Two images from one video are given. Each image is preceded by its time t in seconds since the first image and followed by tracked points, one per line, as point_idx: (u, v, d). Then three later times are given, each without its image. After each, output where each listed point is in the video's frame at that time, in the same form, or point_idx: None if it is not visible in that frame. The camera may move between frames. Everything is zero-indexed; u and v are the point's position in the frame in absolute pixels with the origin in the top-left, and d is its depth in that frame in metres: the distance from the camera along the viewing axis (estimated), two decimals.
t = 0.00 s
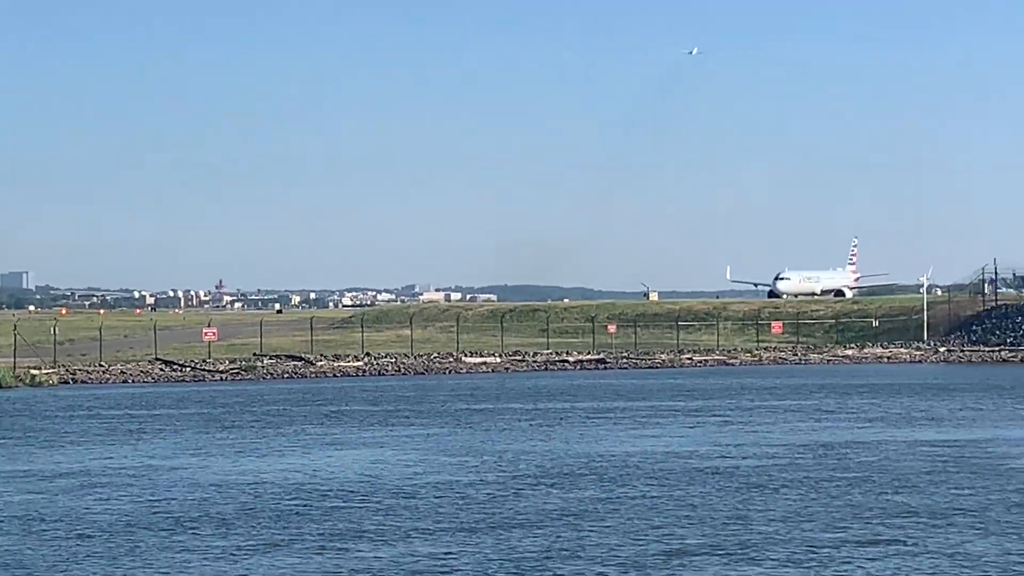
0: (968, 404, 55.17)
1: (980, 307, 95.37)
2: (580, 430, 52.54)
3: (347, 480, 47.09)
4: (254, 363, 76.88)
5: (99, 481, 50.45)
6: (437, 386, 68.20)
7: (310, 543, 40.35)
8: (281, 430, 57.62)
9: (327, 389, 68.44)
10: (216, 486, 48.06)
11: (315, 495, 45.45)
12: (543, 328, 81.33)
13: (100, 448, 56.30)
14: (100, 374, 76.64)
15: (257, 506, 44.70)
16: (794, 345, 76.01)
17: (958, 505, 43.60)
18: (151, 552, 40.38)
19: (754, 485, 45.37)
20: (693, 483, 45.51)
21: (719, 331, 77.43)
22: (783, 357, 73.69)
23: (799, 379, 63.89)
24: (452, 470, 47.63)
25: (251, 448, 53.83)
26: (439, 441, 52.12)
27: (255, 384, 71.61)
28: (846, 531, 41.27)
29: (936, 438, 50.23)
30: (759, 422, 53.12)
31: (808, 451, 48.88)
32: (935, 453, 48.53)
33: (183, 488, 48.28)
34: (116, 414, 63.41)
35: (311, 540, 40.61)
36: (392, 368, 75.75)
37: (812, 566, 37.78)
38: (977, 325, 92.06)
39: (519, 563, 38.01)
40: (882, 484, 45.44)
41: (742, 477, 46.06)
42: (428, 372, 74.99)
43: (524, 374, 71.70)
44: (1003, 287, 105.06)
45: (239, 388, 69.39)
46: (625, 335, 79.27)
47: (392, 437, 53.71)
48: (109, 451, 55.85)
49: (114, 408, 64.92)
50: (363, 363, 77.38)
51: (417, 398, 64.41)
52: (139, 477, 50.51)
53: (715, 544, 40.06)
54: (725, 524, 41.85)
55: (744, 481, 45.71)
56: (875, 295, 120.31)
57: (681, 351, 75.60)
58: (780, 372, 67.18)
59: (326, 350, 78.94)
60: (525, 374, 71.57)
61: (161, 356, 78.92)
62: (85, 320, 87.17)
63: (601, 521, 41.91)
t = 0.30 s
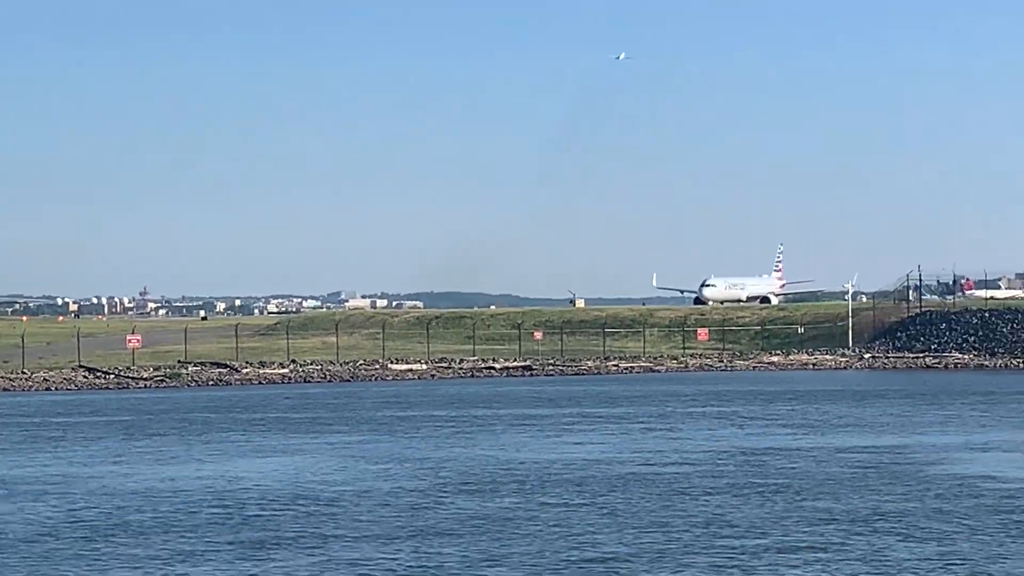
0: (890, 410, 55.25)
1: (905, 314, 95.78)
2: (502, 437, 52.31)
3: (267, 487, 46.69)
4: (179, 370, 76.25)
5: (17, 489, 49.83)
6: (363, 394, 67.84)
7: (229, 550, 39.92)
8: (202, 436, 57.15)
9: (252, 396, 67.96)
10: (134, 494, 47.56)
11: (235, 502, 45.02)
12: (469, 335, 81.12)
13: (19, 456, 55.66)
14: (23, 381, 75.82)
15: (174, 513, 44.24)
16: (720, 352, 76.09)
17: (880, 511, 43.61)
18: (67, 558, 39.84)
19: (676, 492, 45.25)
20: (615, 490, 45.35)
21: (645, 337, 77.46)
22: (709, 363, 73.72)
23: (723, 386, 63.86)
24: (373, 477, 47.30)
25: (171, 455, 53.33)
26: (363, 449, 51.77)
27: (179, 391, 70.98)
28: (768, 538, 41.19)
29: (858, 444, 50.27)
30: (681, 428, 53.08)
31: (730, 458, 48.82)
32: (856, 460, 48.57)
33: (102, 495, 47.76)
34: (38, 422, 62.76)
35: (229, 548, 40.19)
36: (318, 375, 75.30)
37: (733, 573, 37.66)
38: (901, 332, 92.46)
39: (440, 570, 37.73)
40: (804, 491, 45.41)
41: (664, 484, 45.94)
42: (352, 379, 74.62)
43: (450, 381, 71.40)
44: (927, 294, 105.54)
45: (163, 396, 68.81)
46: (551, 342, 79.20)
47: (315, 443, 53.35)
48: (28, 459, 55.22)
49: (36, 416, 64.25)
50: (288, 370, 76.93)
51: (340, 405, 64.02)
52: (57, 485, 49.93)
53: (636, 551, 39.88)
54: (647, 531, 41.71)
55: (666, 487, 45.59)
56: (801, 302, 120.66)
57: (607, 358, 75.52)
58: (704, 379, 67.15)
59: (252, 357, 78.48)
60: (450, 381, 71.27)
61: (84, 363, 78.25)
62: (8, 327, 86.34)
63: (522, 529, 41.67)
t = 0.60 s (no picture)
0: (830, 410, 55.49)
1: (847, 315, 96.22)
2: (443, 439, 52.34)
3: (206, 490, 46.55)
4: (122, 373, 75.94)
5: None
6: (307, 396, 67.74)
7: (166, 554, 39.78)
8: (143, 439, 56.98)
9: (195, 399, 67.75)
10: (72, 497, 47.35)
11: (173, 506, 44.86)
12: (414, 337, 81.12)
13: None
14: None
15: (112, 516, 44.06)
16: (664, 352, 76.33)
17: (818, 512, 43.76)
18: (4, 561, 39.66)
19: (616, 493, 45.31)
20: (555, 491, 45.39)
21: (589, 338, 77.63)
22: (652, 364, 73.88)
23: (665, 387, 64.00)
24: (313, 480, 47.22)
25: (110, 458, 53.14)
26: (304, 451, 51.69)
27: (122, 393, 70.71)
28: (706, 539, 41.28)
29: (798, 445, 50.46)
30: (622, 429, 53.21)
31: (670, 459, 48.93)
32: (795, 460, 48.73)
33: (41, 497, 47.54)
34: None
35: (168, 551, 40.08)
36: (262, 378, 75.13)
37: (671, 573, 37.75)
38: (843, 332, 92.91)
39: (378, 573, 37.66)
40: (743, 492, 45.53)
41: (604, 485, 45.99)
42: (296, 382, 74.53)
43: (395, 383, 71.39)
44: (870, 294, 106.06)
45: (106, 399, 68.53)
46: (495, 343, 79.29)
47: (256, 446, 53.26)
48: None
49: None
50: (232, 372, 76.74)
51: (282, 408, 63.90)
52: None
53: (575, 552, 39.93)
54: (586, 533, 41.74)
55: (606, 488, 45.64)
56: (746, 303, 121.07)
57: (551, 359, 75.61)
58: (646, 380, 67.29)
59: (195, 359, 78.25)
60: (395, 383, 71.26)
61: (26, 366, 77.91)
62: None
63: (461, 531, 41.66)
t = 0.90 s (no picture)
0: (790, 406, 55.47)
1: (809, 310, 96.39)
2: (402, 437, 52.19)
3: (163, 489, 46.29)
4: (84, 372, 75.51)
5: None
6: (270, 393, 67.48)
7: (122, 553, 39.51)
8: (102, 437, 56.67)
9: (157, 397, 67.44)
10: (30, 496, 47.03)
11: (130, 505, 44.60)
12: (376, 335, 80.97)
13: None
14: None
15: (68, 515, 43.78)
16: (626, 349, 76.31)
17: (778, 508, 43.71)
18: None
19: (575, 490, 45.21)
20: (515, 489, 45.27)
21: (551, 335, 77.58)
22: (615, 361, 73.84)
23: (627, 384, 63.96)
24: (271, 478, 47.02)
25: (66, 456, 52.85)
26: (263, 449, 51.48)
27: (84, 392, 70.34)
28: (666, 535, 41.16)
29: (758, 440, 50.41)
30: (581, 426, 53.14)
31: (629, 456, 48.85)
32: (754, 455, 48.70)
33: None
34: None
35: (127, 550, 39.82)
36: (224, 376, 74.81)
37: (630, 570, 37.64)
38: (805, 327, 93.09)
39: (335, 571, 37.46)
40: (702, 487, 45.46)
41: (563, 482, 45.88)
42: (259, 380, 74.22)
43: (358, 380, 71.19)
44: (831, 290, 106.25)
45: (67, 397, 68.17)
46: (457, 340, 79.19)
47: (215, 444, 53.03)
48: None
49: None
50: (194, 370, 76.42)
51: (242, 406, 63.65)
52: None
53: (534, 549, 39.80)
54: (544, 530, 41.62)
55: (565, 485, 45.53)
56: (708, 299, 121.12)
57: (514, 356, 75.51)
58: (607, 376, 67.24)
59: (157, 358, 77.88)
60: (358, 380, 71.08)
61: None
62: None
63: (420, 529, 41.49)
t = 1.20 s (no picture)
0: (763, 399, 55.50)
1: (785, 303, 96.52)
2: (375, 431, 52.21)
3: (134, 485, 46.24)
4: (59, 367, 75.39)
5: None
6: (245, 388, 67.44)
7: (93, 550, 39.38)
8: (76, 432, 56.64)
9: (132, 393, 67.35)
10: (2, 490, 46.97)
11: (101, 501, 44.46)
12: (352, 329, 80.99)
13: None
14: None
15: (38, 511, 43.63)
16: (602, 342, 76.36)
17: (749, 500, 43.75)
18: None
19: (548, 484, 45.19)
20: (486, 483, 45.26)
21: (528, 329, 77.60)
22: (591, 354, 73.85)
23: (601, 377, 64.01)
24: (243, 474, 46.94)
25: (37, 452, 52.68)
26: (236, 443, 51.50)
27: (59, 388, 70.19)
28: (639, 529, 41.14)
29: (730, 433, 50.43)
30: (554, 419, 53.19)
31: (601, 448, 48.89)
32: (727, 448, 48.72)
33: None
34: None
35: (97, 547, 39.76)
36: (200, 371, 74.73)
37: (599, 564, 37.65)
38: (780, 320, 93.18)
39: (308, 567, 37.38)
40: (675, 480, 45.46)
41: (535, 476, 45.89)
42: (236, 374, 74.19)
43: (334, 374, 71.14)
44: (808, 283, 106.44)
45: (42, 394, 68.07)
46: (433, 334, 79.22)
47: (187, 439, 53.03)
48: None
49: None
50: (171, 365, 76.34)
51: (216, 401, 63.56)
52: None
53: (504, 543, 39.80)
54: (517, 523, 41.61)
55: (537, 479, 45.54)
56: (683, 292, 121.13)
57: (490, 349, 75.49)
58: (582, 369, 67.20)
59: (133, 353, 77.83)
60: (334, 374, 71.02)
61: None
62: None
63: (391, 523, 41.47)
